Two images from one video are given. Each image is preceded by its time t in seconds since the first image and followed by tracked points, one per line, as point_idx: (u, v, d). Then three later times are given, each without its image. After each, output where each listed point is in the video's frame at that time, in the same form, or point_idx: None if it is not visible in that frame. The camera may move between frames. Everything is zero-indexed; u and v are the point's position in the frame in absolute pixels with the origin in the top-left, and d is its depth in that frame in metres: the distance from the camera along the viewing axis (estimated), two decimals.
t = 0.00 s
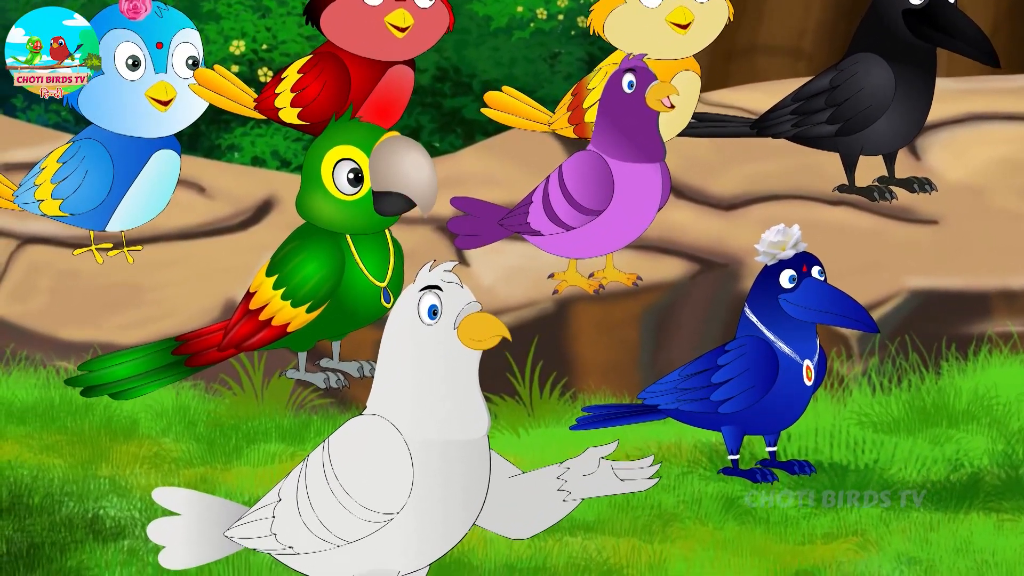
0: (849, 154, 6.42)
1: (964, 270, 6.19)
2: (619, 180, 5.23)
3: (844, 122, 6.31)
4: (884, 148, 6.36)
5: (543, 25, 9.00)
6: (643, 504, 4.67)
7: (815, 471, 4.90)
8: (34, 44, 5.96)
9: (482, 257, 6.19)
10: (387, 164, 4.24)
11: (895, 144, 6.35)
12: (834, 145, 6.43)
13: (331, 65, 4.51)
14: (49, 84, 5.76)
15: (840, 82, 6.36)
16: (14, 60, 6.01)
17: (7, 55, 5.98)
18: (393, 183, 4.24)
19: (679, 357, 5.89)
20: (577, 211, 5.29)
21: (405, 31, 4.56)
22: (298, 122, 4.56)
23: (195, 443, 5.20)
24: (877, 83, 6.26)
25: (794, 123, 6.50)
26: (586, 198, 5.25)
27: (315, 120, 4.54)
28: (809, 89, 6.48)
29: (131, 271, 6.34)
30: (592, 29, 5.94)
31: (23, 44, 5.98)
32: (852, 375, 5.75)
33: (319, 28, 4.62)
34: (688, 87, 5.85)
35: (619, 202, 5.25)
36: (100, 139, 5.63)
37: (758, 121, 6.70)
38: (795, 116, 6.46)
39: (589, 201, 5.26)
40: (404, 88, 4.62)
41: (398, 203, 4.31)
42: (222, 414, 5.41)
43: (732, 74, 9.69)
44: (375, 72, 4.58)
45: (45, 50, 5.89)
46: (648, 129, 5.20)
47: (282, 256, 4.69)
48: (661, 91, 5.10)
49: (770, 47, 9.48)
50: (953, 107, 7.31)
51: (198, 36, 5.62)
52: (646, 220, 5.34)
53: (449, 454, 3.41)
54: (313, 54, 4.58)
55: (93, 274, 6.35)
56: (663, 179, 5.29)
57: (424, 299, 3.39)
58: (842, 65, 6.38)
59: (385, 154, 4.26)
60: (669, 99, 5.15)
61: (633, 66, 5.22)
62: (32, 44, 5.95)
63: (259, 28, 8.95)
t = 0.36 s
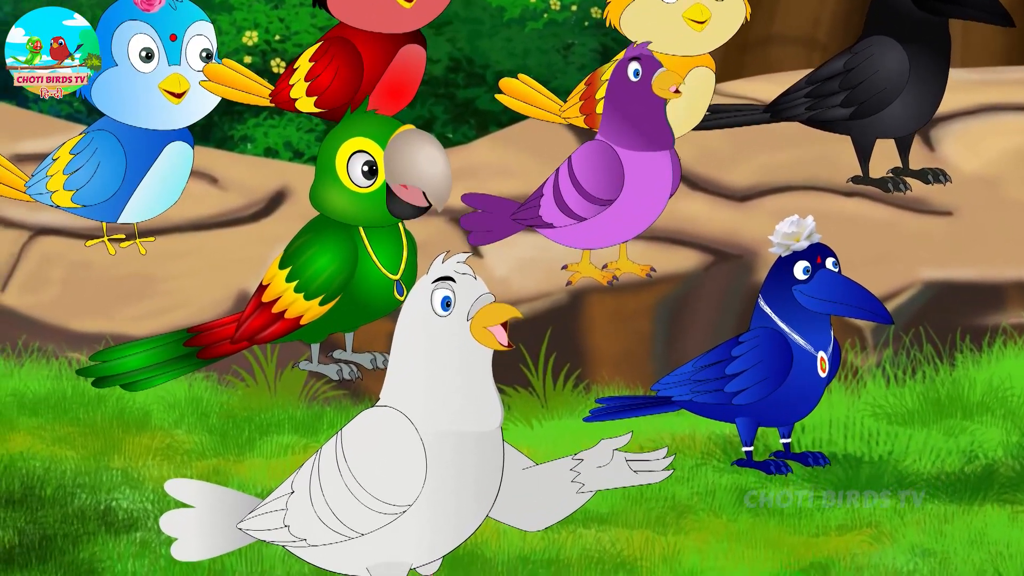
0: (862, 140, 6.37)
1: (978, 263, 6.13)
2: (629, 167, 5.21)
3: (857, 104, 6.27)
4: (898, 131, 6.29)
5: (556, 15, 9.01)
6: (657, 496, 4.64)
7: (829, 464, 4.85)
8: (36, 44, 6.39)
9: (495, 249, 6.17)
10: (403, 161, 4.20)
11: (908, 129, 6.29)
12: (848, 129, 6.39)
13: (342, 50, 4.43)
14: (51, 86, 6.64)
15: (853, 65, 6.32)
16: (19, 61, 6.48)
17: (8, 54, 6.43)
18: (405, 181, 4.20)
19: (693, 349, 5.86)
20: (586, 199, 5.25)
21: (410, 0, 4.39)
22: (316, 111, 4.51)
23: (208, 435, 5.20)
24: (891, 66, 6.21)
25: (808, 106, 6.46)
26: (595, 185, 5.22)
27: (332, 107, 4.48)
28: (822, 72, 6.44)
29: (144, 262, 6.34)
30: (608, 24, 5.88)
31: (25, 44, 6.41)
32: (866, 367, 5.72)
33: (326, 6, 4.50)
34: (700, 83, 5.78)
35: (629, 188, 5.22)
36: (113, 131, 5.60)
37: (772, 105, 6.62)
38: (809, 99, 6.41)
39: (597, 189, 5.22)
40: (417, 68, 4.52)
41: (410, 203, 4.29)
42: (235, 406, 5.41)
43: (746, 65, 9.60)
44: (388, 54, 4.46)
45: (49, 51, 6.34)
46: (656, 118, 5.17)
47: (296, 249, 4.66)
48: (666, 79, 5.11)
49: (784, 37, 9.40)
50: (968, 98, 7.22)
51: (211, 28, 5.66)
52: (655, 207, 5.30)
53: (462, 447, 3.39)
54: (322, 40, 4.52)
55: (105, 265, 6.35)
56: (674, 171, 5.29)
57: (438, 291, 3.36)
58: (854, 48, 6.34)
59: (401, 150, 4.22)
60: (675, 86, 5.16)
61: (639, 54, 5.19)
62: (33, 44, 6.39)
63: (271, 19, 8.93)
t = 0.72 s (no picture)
0: (879, 133, 6.29)
1: (995, 254, 6.09)
2: (647, 159, 5.17)
3: (874, 98, 6.18)
4: (913, 126, 6.23)
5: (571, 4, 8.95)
6: (672, 487, 4.61)
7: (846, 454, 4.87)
8: (36, 44, 6.92)
9: (509, 239, 6.12)
10: (416, 150, 4.15)
11: (923, 122, 6.22)
12: (863, 123, 6.30)
13: (356, 41, 4.44)
14: (48, 84, 7.42)
15: (870, 58, 6.24)
16: (17, 59, 7.05)
17: (9, 54, 6.96)
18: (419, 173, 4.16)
19: (708, 339, 5.83)
20: (605, 190, 5.22)
21: None
22: (328, 101, 4.53)
23: (222, 426, 5.20)
24: (907, 59, 6.14)
25: (824, 100, 6.38)
26: (614, 177, 5.18)
27: (345, 97, 4.47)
28: (838, 65, 6.35)
29: (158, 253, 6.34)
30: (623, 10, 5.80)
31: (26, 44, 6.95)
32: (882, 357, 5.72)
33: None
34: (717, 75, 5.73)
35: (647, 181, 5.18)
36: (129, 127, 5.59)
37: (786, 97, 6.57)
38: (824, 92, 6.33)
39: (615, 180, 5.19)
40: (432, 62, 4.50)
41: (420, 201, 4.31)
42: (249, 396, 5.41)
43: (762, 55, 9.52)
44: (402, 47, 4.46)
45: (47, 50, 6.94)
46: (676, 110, 5.17)
47: (310, 238, 4.65)
48: (688, 73, 5.14)
49: (800, 26, 9.30)
50: (986, 88, 7.14)
51: (233, 35, 5.59)
52: (672, 203, 5.26)
53: (477, 438, 3.35)
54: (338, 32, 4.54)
55: (118, 256, 6.35)
56: (692, 164, 5.23)
57: (452, 281, 3.34)
58: (871, 41, 6.26)
59: (415, 138, 4.16)
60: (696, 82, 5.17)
61: (662, 48, 5.21)
62: (33, 44, 6.91)
63: (285, 9, 8.90)
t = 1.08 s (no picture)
0: (891, 126, 6.20)
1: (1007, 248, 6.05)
2: (661, 154, 5.14)
3: (887, 90, 6.11)
4: (926, 118, 6.13)
5: None
6: (684, 480, 4.55)
7: (858, 447, 4.77)
8: (32, 41, 6.77)
9: (522, 231, 6.11)
10: (430, 147, 4.07)
11: (936, 115, 6.13)
12: (876, 116, 6.22)
13: (368, 33, 4.40)
14: (46, 84, 7.15)
15: (883, 51, 6.17)
16: (13, 57, 6.83)
17: (9, 55, 6.77)
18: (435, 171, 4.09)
19: (719, 332, 5.80)
20: (618, 183, 5.18)
21: None
22: (339, 93, 4.49)
23: (233, 419, 5.20)
24: (919, 51, 6.07)
25: (837, 92, 6.29)
26: (628, 171, 5.14)
27: (357, 90, 4.43)
28: (850, 58, 6.27)
29: (169, 245, 6.34)
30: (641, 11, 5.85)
31: (19, 41, 6.76)
32: (895, 350, 5.67)
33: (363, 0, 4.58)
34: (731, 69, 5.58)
35: (661, 175, 5.15)
36: (139, 114, 5.38)
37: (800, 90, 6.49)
38: (838, 84, 6.24)
39: (629, 174, 5.14)
40: (445, 56, 4.46)
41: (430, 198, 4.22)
42: (260, 389, 5.39)
43: (774, 47, 9.44)
44: (414, 40, 4.41)
45: (41, 48, 6.80)
46: (694, 109, 5.13)
47: (322, 234, 4.64)
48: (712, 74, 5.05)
49: (813, 18, 9.24)
50: (1000, 80, 7.08)
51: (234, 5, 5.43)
52: (685, 199, 5.23)
53: (489, 431, 3.34)
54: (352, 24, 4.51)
55: (129, 248, 6.34)
56: (706, 164, 5.20)
57: (464, 273, 3.32)
58: (884, 34, 6.19)
59: (430, 135, 4.09)
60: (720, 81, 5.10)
61: (682, 46, 5.15)
62: (29, 41, 6.75)
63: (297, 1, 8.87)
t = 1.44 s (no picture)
0: (907, 117, 6.12)
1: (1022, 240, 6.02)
2: (669, 139, 5.10)
3: (901, 82, 6.02)
4: (943, 107, 6.03)
5: None
6: (698, 472, 4.59)
7: (872, 439, 4.72)
8: (36, 44, 6.61)
9: (535, 224, 6.09)
10: (435, 129, 4.11)
11: (951, 106, 6.03)
12: (890, 106, 6.15)
13: (382, 27, 4.29)
14: (48, 84, 7.05)
15: (897, 41, 6.06)
16: (15, 59, 6.66)
17: (8, 55, 6.58)
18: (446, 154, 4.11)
19: (733, 324, 5.76)
20: (627, 172, 5.14)
21: None
22: (352, 86, 4.41)
23: (246, 410, 5.20)
24: (934, 41, 5.96)
25: (851, 83, 6.22)
26: (636, 159, 5.10)
27: (369, 82, 4.36)
28: (865, 48, 6.19)
29: (181, 237, 6.33)
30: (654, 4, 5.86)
31: (23, 44, 6.59)
32: (909, 342, 5.65)
33: None
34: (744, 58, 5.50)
35: (670, 161, 5.10)
36: (151, 104, 5.35)
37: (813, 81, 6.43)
38: (852, 75, 6.18)
39: (636, 161, 5.10)
40: (458, 48, 4.36)
41: (445, 177, 4.22)
42: (273, 380, 5.41)
43: (788, 38, 9.36)
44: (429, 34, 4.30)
45: (46, 50, 6.67)
46: (697, 90, 5.10)
47: (335, 222, 4.61)
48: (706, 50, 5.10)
49: (828, 9, 9.16)
50: (1016, 71, 7.01)
51: None
52: (695, 183, 5.20)
53: (501, 439, 3.30)
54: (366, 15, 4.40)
55: (142, 239, 6.35)
56: (714, 141, 5.16)
57: (502, 278, 3.26)
58: (898, 24, 6.10)
59: (438, 117, 4.13)
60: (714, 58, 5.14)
61: (677, 26, 5.13)
62: (33, 44, 6.59)
63: None
